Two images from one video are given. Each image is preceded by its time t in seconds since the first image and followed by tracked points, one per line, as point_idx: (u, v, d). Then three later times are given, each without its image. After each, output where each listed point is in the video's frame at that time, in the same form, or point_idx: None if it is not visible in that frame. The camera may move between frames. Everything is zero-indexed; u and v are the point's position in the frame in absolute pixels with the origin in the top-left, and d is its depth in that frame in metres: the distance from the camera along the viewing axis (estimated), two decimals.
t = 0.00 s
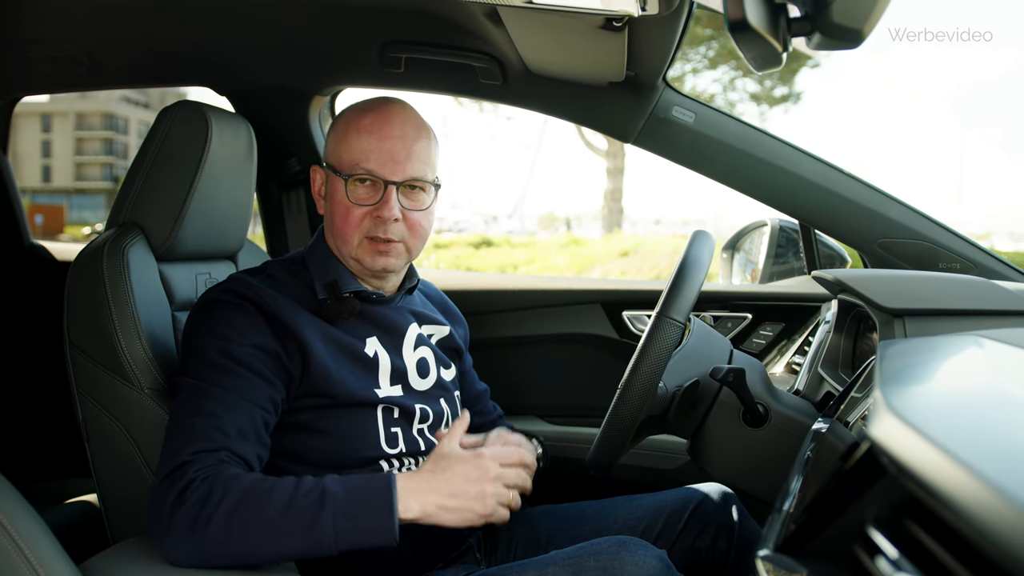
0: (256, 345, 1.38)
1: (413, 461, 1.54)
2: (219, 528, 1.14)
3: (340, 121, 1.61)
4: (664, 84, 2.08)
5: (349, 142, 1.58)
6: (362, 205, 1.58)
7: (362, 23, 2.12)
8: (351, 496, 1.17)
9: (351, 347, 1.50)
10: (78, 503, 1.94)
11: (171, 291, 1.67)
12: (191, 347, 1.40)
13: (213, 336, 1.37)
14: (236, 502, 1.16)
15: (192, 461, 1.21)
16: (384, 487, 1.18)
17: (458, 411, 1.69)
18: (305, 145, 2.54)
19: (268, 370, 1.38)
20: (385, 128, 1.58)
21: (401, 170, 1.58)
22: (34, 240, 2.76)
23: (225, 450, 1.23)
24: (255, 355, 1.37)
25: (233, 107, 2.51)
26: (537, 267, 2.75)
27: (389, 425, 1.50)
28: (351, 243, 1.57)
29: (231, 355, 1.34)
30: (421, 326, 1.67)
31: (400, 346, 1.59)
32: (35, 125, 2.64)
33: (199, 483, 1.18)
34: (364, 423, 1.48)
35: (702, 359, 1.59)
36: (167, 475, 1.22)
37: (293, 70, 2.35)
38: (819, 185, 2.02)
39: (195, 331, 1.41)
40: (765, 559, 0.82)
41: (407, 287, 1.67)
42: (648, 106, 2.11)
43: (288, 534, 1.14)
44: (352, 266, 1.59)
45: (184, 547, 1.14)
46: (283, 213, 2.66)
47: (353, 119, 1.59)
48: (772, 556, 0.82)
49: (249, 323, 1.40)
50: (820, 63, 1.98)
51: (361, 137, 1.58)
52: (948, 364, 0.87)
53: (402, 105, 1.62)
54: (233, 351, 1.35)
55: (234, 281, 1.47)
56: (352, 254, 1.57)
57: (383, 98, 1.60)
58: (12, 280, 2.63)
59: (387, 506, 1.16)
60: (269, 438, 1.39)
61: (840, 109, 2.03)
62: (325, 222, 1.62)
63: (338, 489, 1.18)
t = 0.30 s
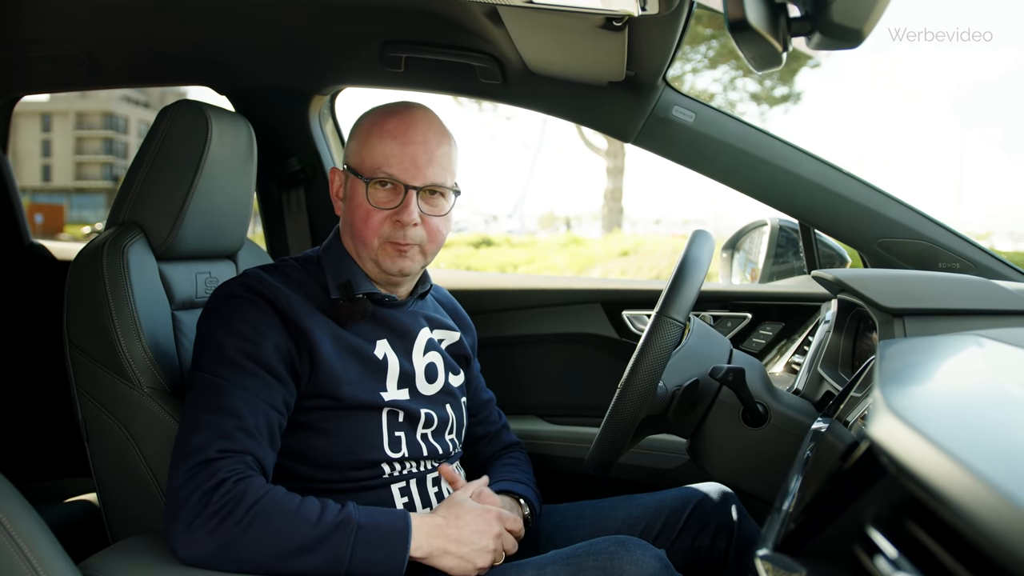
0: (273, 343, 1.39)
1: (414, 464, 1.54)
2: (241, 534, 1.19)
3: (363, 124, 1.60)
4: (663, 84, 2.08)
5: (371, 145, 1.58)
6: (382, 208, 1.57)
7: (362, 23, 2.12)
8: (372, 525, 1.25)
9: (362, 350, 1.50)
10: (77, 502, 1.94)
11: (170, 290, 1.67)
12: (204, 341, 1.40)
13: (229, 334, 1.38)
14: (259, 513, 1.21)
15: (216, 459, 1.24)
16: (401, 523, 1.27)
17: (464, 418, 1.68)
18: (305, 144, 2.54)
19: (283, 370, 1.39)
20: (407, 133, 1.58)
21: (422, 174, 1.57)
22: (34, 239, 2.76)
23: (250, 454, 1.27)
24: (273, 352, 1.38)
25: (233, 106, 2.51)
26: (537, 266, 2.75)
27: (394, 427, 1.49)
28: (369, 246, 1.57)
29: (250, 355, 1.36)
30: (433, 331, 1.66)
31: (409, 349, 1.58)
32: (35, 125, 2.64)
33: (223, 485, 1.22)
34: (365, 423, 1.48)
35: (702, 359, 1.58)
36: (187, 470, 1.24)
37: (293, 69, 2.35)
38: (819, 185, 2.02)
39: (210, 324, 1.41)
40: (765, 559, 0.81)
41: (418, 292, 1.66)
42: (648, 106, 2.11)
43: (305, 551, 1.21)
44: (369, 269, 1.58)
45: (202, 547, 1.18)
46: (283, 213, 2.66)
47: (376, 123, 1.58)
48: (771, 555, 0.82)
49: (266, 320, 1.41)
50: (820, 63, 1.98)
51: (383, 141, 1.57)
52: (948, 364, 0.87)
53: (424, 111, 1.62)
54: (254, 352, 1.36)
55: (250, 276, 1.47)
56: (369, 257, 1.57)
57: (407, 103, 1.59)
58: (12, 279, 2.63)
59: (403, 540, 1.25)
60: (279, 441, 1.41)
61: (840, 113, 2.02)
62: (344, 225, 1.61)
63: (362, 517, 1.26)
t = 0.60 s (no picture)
0: (272, 342, 1.39)
1: (416, 459, 1.54)
2: (241, 533, 1.20)
3: (365, 115, 1.58)
4: (662, 82, 2.08)
5: (380, 136, 1.57)
6: (397, 199, 1.57)
7: (360, 21, 2.12)
8: (371, 525, 1.25)
9: (361, 345, 1.50)
10: (76, 501, 1.94)
11: (169, 289, 1.67)
12: (201, 340, 1.39)
13: (228, 333, 1.37)
14: (259, 513, 1.21)
15: (217, 459, 1.24)
16: (402, 524, 1.27)
17: (464, 412, 1.69)
18: (303, 142, 2.54)
19: (283, 369, 1.39)
20: (415, 122, 1.58)
21: (435, 162, 1.58)
22: (33, 238, 2.76)
23: (250, 453, 1.28)
24: (272, 351, 1.38)
25: (232, 104, 2.51)
26: (537, 264, 2.76)
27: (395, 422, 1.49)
28: (385, 238, 1.56)
29: (249, 354, 1.36)
30: (430, 324, 1.66)
31: (408, 343, 1.58)
32: (34, 123, 2.63)
33: (224, 485, 1.22)
34: (364, 420, 1.48)
35: (701, 357, 1.58)
36: (188, 471, 1.24)
37: (292, 67, 2.35)
38: (818, 183, 2.01)
39: (206, 323, 1.41)
40: (763, 556, 0.82)
41: (416, 285, 1.66)
42: (647, 103, 2.11)
43: (305, 551, 1.21)
44: (383, 261, 1.57)
45: (202, 546, 1.18)
46: (282, 211, 2.65)
47: (383, 113, 1.57)
48: (770, 553, 0.82)
49: (264, 318, 1.41)
50: (819, 62, 2.02)
51: (393, 131, 1.57)
52: (946, 362, 0.87)
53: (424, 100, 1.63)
54: (252, 351, 1.36)
55: (247, 274, 1.47)
56: (386, 249, 1.56)
57: (410, 93, 1.59)
58: (11, 278, 2.63)
59: (403, 541, 1.25)
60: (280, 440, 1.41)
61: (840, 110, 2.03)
62: (351, 220, 1.59)
63: (362, 517, 1.26)
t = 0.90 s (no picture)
0: (263, 347, 1.39)
1: (413, 463, 1.54)
2: (236, 535, 1.19)
3: (353, 120, 1.56)
4: (662, 84, 2.08)
5: (370, 141, 1.55)
6: (391, 205, 1.56)
7: (359, 23, 2.12)
8: (367, 514, 1.25)
9: (355, 351, 1.50)
10: (76, 504, 1.94)
11: (168, 291, 1.67)
12: (194, 346, 1.40)
13: (221, 339, 1.38)
14: (253, 512, 1.20)
15: (208, 463, 1.23)
16: (398, 510, 1.27)
17: (460, 412, 1.68)
18: (302, 144, 2.54)
19: (274, 374, 1.39)
20: (403, 125, 1.57)
21: (426, 165, 1.58)
22: (32, 240, 2.76)
23: (241, 455, 1.26)
24: (263, 356, 1.38)
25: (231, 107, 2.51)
26: (536, 266, 2.74)
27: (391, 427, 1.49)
28: (381, 245, 1.55)
29: (239, 358, 1.36)
30: (424, 328, 1.66)
31: (402, 348, 1.57)
32: (33, 125, 2.63)
33: (215, 489, 1.21)
34: (362, 424, 1.48)
35: (701, 359, 1.58)
36: (180, 475, 1.23)
37: (291, 69, 2.35)
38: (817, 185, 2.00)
39: (197, 332, 1.41)
40: (762, 559, 0.82)
41: (408, 289, 1.66)
42: (646, 106, 2.11)
43: (305, 547, 1.21)
44: (379, 268, 1.57)
45: (197, 551, 1.17)
46: (281, 213, 2.66)
47: (372, 118, 1.56)
48: (769, 555, 0.81)
49: (253, 324, 1.41)
50: (818, 62, 2.02)
51: (383, 136, 1.55)
52: (945, 365, 0.87)
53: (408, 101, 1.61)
54: (239, 354, 1.36)
55: (238, 282, 1.47)
56: (383, 256, 1.56)
57: (396, 95, 1.58)
58: (10, 281, 2.63)
59: (399, 527, 1.24)
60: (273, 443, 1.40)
61: (839, 109, 2.05)
62: (344, 227, 1.57)
63: (355, 506, 1.25)
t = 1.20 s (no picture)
0: (256, 347, 1.39)
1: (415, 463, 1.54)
2: (223, 522, 1.17)
3: (363, 128, 1.54)
4: (663, 85, 2.07)
5: (379, 152, 1.52)
6: (397, 216, 1.53)
7: (361, 24, 2.12)
8: (349, 470, 1.22)
9: (356, 353, 1.50)
10: (77, 503, 1.94)
11: (170, 291, 1.67)
12: (191, 347, 1.39)
13: (218, 338, 1.37)
14: (235, 496, 1.18)
15: (191, 460, 1.22)
16: (381, 458, 1.23)
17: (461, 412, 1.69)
18: (304, 145, 2.54)
19: (267, 374, 1.38)
20: (413, 136, 1.54)
21: (434, 177, 1.55)
22: (34, 240, 2.76)
23: (223, 450, 1.24)
24: (255, 357, 1.37)
25: (233, 107, 2.52)
26: (537, 267, 2.75)
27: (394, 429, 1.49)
28: (382, 253, 1.54)
29: (233, 357, 1.35)
30: (425, 329, 1.66)
31: (403, 349, 1.58)
32: (35, 125, 2.63)
33: (193, 486, 1.19)
34: (363, 424, 1.48)
35: (702, 359, 1.58)
36: (166, 476, 1.23)
37: (293, 70, 2.35)
38: (819, 185, 2.01)
39: (194, 333, 1.41)
40: (764, 560, 0.82)
41: (410, 289, 1.65)
42: (648, 106, 2.11)
43: (295, 514, 1.19)
44: (380, 275, 1.56)
45: (190, 546, 1.16)
46: (283, 213, 2.66)
47: (382, 128, 1.53)
48: (771, 556, 0.82)
49: (249, 325, 1.40)
50: (820, 63, 2.02)
51: (392, 147, 1.52)
52: (948, 366, 0.87)
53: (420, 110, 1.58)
54: (233, 353, 1.35)
55: (238, 284, 1.47)
56: (383, 264, 1.54)
57: (409, 105, 1.55)
58: (12, 280, 2.63)
59: (383, 473, 1.22)
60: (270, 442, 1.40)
61: (841, 110, 2.05)
62: (349, 234, 1.55)
63: (336, 466, 1.22)
